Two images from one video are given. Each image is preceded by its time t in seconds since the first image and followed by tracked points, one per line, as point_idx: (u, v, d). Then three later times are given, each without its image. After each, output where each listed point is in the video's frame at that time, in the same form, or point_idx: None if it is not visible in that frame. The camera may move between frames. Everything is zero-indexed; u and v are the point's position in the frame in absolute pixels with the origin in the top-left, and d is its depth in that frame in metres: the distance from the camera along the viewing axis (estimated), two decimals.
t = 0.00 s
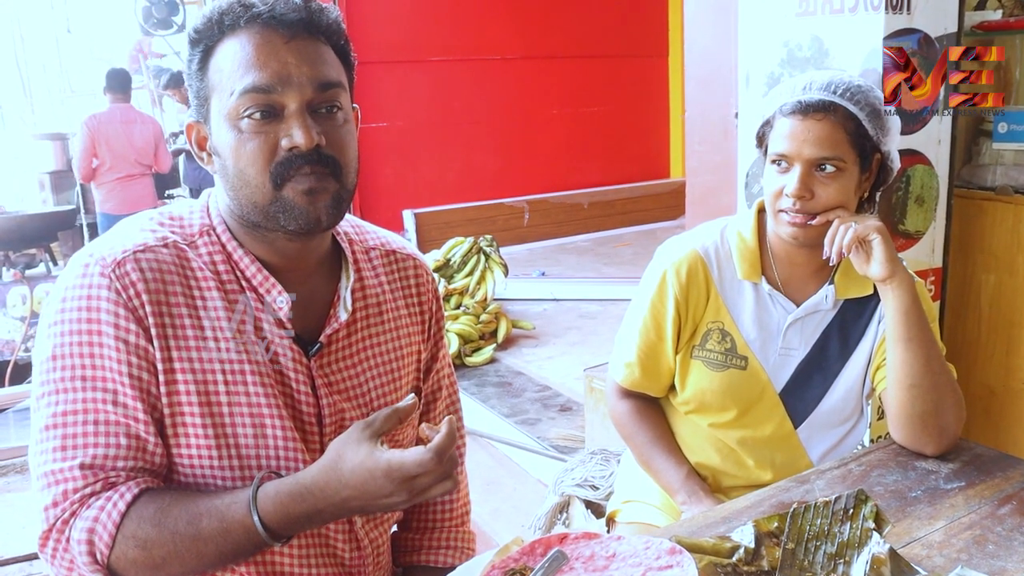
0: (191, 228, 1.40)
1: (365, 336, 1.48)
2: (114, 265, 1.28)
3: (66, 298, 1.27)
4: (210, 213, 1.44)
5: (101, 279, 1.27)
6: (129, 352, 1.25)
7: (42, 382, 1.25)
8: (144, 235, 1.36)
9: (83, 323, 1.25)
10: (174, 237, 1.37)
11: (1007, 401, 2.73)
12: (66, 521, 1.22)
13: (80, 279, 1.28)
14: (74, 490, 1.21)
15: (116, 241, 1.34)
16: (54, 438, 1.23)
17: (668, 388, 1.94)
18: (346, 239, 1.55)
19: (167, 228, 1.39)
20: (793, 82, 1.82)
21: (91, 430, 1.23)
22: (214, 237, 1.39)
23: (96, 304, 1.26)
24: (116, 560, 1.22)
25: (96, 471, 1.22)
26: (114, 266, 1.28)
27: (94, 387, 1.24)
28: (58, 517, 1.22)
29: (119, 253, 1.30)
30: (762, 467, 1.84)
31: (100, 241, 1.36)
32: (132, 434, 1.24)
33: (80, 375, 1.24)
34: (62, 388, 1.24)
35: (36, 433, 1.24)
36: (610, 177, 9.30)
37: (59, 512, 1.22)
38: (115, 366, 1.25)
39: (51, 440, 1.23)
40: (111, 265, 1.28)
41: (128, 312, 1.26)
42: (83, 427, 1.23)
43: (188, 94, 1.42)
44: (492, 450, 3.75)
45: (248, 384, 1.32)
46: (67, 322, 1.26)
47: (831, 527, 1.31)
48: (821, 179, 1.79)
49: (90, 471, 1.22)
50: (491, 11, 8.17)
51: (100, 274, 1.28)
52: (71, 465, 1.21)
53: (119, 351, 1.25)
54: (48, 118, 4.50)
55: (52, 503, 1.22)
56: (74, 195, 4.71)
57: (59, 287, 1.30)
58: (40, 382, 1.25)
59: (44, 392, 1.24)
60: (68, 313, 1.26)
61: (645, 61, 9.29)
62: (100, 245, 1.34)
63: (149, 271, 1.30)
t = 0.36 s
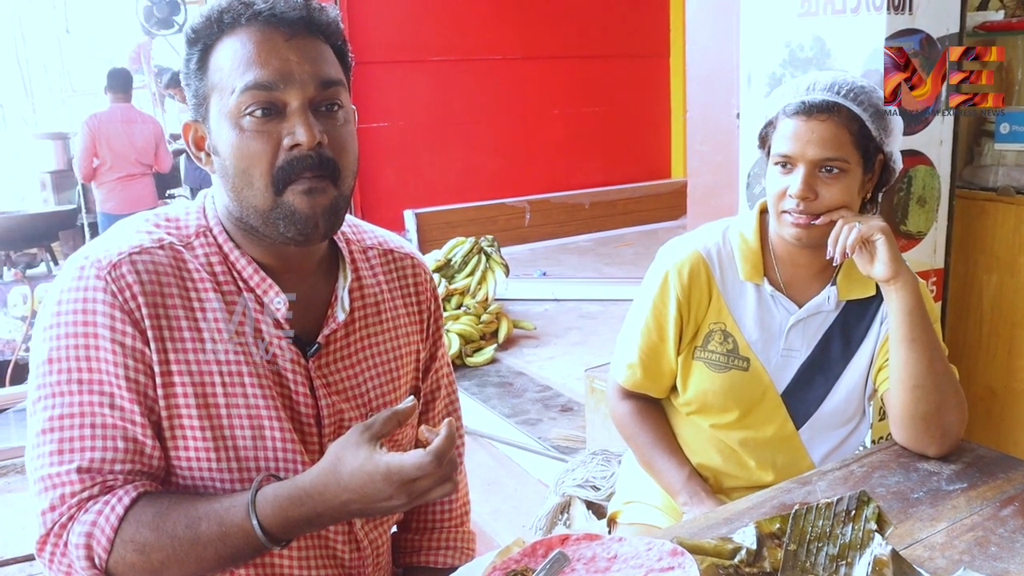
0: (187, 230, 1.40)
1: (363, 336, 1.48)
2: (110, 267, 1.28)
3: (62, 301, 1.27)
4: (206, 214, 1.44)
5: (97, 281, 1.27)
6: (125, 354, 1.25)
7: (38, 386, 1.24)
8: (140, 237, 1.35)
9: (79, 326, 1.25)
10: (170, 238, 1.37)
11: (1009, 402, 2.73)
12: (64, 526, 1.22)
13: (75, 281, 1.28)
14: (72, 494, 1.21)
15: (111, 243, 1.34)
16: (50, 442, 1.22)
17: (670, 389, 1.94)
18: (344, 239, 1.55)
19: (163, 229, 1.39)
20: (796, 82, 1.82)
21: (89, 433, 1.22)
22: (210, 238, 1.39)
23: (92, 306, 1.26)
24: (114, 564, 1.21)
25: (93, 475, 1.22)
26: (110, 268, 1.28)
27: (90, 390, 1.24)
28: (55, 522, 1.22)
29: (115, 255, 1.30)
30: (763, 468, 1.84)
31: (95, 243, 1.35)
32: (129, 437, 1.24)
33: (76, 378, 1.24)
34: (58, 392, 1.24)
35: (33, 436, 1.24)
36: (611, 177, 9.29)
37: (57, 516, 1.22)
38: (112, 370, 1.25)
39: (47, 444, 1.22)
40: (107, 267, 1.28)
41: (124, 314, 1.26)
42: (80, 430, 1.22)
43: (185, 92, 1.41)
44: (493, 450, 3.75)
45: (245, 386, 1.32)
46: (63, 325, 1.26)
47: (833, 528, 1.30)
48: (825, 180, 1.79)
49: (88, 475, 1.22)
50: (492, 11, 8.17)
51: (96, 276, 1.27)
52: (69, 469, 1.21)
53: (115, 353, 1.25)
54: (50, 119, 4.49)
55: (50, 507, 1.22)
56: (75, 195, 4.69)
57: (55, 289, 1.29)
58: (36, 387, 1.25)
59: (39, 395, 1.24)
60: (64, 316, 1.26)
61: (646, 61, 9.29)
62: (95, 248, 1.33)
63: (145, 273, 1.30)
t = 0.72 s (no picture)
0: (179, 233, 1.38)
1: (361, 333, 1.48)
2: (103, 275, 1.27)
3: (55, 310, 1.26)
4: (197, 217, 1.41)
5: (91, 290, 1.26)
6: (123, 363, 1.25)
7: (35, 397, 1.24)
8: (131, 243, 1.34)
9: (74, 335, 1.24)
10: (162, 243, 1.35)
11: (1011, 401, 2.72)
12: (68, 537, 1.22)
13: (68, 291, 1.26)
14: (74, 505, 1.21)
15: (103, 249, 1.32)
16: (50, 453, 1.22)
17: (673, 388, 1.94)
18: (338, 237, 1.55)
19: (155, 234, 1.37)
20: (799, 82, 1.82)
21: (88, 444, 1.22)
22: (204, 242, 1.37)
23: (87, 316, 1.25)
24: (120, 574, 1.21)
25: (95, 485, 1.22)
26: (103, 277, 1.26)
27: (89, 401, 1.23)
28: (58, 533, 1.22)
29: (107, 262, 1.28)
30: (766, 468, 1.84)
31: (86, 251, 1.34)
32: (130, 445, 1.23)
33: (74, 389, 1.23)
34: (56, 403, 1.23)
35: (32, 448, 1.24)
36: (613, 177, 9.29)
37: (59, 528, 1.22)
38: (110, 380, 1.24)
39: (47, 456, 1.22)
40: (100, 275, 1.27)
41: (121, 323, 1.25)
42: (80, 441, 1.22)
43: (212, 92, 1.29)
44: (495, 449, 3.75)
45: (245, 390, 1.32)
46: (58, 335, 1.25)
47: (836, 528, 1.30)
48: (828, 179, 1.78)
49: (89, 486, 1.21)
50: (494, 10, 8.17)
51: (89, 284, 1.26)
52: (70, 480, 1.21)
53: (113, 362, 1.24)
54: (51, 119, 4.49)
55: (52, 519, 1.22)
56: (76, 195, 4.73)
57: (47, 299, 1.28)
58: (34, 398, 1.24)
59: (37, 406, 1.23)
60: (59, 325, 1.25)
61: (648, 60, 9.28)
62: (86, 255, 1.32)
63: (139, 280, 1.29)
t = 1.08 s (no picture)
0: (174, 245, 1.37)
1: (354, 335, 1.53)
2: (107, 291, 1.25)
3: (56, 329, 1.23)
4: (191, 222, 1.42)
5: (96, 307, 1.24)
6: (133, 381, 1.23)
7: (38, 419, 1.20)
8: (128, 257, 1.32)
9: (80, 354, 1.22)
10: (160, 256, 1.34)
11: (1011, 400, 2.72)
12: (82, 561, 1.19)
13: (69, 308, 1.24)
14: (88, 528, 1.18)
15: (100, 264, 1.30)
16: (59, 478, 1.19)
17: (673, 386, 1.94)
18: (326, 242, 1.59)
19: (149, 246, 1.36)
20: (801, 78, 1.81)
21: (99, 465, 1.19)
22: (201, 253, 1.37)
23: (93, 335, 1.23)
24: None
25: (108, 507, 1.19)
26: (107, 293, 1.25)
27: (98, 421, 1.20)
28: (72, 558, 1.19)
29: (110, 278, 1.26)
30: (766, 466, 1.84)
31: (80, 265, 1.32)
32: (142, 464, 1.21)
33: (82, 409, 1.21)
34: (63, 424, 1.20)
35: (38, 471, 1.20)
36: (615, 176, 9.28)
37: (73, 553, 1.18)
38: (121, 398, 1.22)
39: (56, 481, 1.19)
40: (104, 292, 1.25)
41: (129, 340, 1.24)
42: (90, 463, 1.19)
43: (252, 110, 1.27)
44: (496, 449, 3.75)
45: (252, 401, 1.32)
46: (63, 354, 1.22)
47: (836, 527, 1.30)
48: (821, 177, 1.78)
49: (103, 507, 1.18)
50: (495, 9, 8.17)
51: (93, 301, 1.24)
52: (82, 504, 1.18)
53: (123, 380, 1.22)
54: (52, 119, 4.45)
55: (65, 543, 1.18)
56: (76, 195, 4.77)
57: (45, 318, 1.26)
58: (38, 420, 1.20)
59: (43, 429, 1.20)
60: (62, 345, 1.22)
61: (649, 59, 9.28)
62: (81, 270, 1.30)
63: (142, 295, 1.28)
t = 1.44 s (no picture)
0: (172, 254, 1.36)
1: (349, 340, 1.53)
2: (108, 306, 1.24)
3: (56, 343, 1.23)
4: (187, 229, 1.41)
5: (97, 321, 1.23)
6: (135, 395, 1.22)
7: (38, 436, 1.20)
8: (125, 268, 1.30)
9: (81, 369, 1.21)
10: (157, 267, 1.33)
11: (1008, 395, 2.73)
12: None
13: (69, 323, 1.23)
14: (92, 545, 1.17)
15: (97, 276, 1.29)
16: (61, 495, 1.18)
17: (671, 383, 1.94)
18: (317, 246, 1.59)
19: (145, 256, 1.34)
20: (796, 77, 1.81)
21: (101, 481, 1.19)
22: (198, 262, 1.37)
23: (94, 350, 1.22)
24: None
25: (113, 523, 1.18)
26: (108, 307, 1.24)
27: (100, 437, 1.20)
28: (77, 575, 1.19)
29: (110, 291, 1.25)
30: (764, 463, 1.84)
31: (75, 277, 1.30)
32: (144, 479, 1.21)
33: (82, 425, 1.20)
34: (64, 440, 1.19)
35: (38, 486, 1.20)
36: (612, 174, 9.28)
37: (77, 569, 1.18)
38: (123, 414, 1.21)
39: (58, 498, 1.18)
40: (105, 306, 1.24)
41: (130, 355, 1.23)
42: (92, 479, 1.19)
43: (252, 117, 1.27)
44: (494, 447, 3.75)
45: (253, 412, 1.32)
46: (63, 370, 1.21)
47: (833, 522, 1.31)
48: (817, 176, 1.79)
49: (107, 524, 1.18)
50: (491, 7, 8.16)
51: (94, 315, 1.23)
52: (86, 520, 1.18)
53: (125, 396, 1.22)
54: (49, 119, 4.43)
55: (69, 560, 1.18)
56: (75, 194, 4.74)
57: (43, 331, 1.24)
58: (38, 437, 1.20)
59: (44, 444, 1.19)
60: (62, 360, 1.21)
61: (645, 57, 9.28)
62: (77, 282, 1.28)
63: (143, 308, 1.27)
